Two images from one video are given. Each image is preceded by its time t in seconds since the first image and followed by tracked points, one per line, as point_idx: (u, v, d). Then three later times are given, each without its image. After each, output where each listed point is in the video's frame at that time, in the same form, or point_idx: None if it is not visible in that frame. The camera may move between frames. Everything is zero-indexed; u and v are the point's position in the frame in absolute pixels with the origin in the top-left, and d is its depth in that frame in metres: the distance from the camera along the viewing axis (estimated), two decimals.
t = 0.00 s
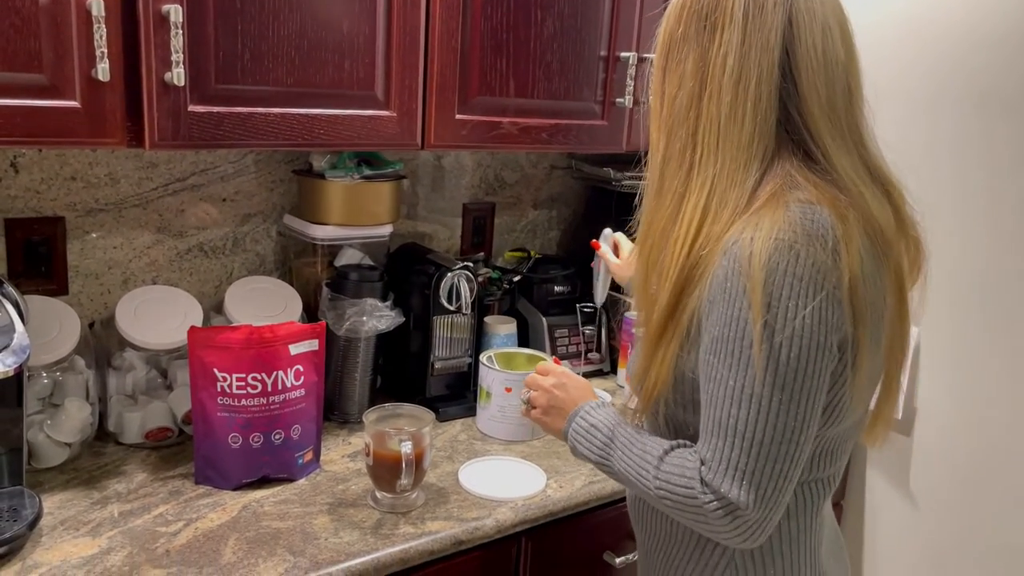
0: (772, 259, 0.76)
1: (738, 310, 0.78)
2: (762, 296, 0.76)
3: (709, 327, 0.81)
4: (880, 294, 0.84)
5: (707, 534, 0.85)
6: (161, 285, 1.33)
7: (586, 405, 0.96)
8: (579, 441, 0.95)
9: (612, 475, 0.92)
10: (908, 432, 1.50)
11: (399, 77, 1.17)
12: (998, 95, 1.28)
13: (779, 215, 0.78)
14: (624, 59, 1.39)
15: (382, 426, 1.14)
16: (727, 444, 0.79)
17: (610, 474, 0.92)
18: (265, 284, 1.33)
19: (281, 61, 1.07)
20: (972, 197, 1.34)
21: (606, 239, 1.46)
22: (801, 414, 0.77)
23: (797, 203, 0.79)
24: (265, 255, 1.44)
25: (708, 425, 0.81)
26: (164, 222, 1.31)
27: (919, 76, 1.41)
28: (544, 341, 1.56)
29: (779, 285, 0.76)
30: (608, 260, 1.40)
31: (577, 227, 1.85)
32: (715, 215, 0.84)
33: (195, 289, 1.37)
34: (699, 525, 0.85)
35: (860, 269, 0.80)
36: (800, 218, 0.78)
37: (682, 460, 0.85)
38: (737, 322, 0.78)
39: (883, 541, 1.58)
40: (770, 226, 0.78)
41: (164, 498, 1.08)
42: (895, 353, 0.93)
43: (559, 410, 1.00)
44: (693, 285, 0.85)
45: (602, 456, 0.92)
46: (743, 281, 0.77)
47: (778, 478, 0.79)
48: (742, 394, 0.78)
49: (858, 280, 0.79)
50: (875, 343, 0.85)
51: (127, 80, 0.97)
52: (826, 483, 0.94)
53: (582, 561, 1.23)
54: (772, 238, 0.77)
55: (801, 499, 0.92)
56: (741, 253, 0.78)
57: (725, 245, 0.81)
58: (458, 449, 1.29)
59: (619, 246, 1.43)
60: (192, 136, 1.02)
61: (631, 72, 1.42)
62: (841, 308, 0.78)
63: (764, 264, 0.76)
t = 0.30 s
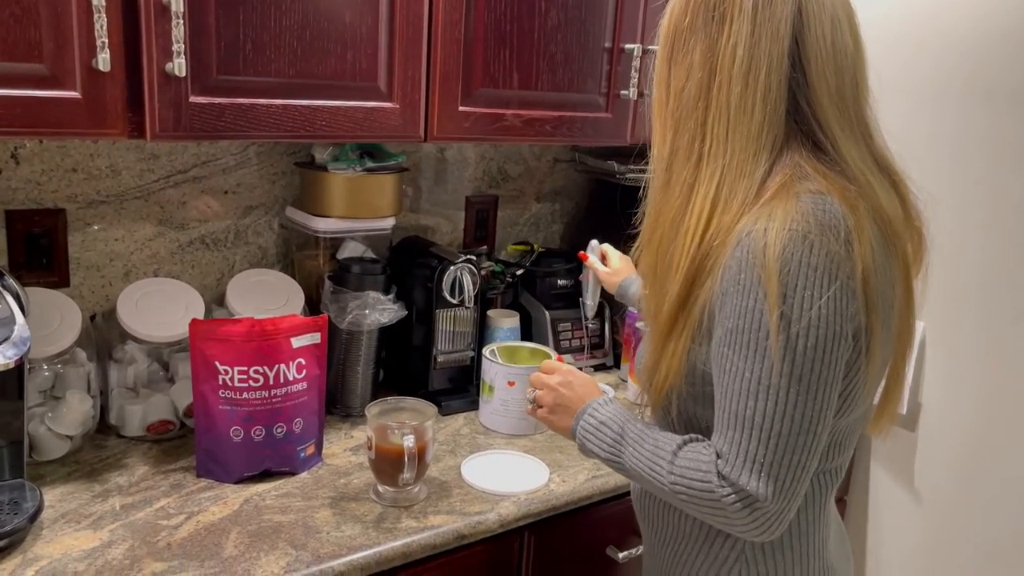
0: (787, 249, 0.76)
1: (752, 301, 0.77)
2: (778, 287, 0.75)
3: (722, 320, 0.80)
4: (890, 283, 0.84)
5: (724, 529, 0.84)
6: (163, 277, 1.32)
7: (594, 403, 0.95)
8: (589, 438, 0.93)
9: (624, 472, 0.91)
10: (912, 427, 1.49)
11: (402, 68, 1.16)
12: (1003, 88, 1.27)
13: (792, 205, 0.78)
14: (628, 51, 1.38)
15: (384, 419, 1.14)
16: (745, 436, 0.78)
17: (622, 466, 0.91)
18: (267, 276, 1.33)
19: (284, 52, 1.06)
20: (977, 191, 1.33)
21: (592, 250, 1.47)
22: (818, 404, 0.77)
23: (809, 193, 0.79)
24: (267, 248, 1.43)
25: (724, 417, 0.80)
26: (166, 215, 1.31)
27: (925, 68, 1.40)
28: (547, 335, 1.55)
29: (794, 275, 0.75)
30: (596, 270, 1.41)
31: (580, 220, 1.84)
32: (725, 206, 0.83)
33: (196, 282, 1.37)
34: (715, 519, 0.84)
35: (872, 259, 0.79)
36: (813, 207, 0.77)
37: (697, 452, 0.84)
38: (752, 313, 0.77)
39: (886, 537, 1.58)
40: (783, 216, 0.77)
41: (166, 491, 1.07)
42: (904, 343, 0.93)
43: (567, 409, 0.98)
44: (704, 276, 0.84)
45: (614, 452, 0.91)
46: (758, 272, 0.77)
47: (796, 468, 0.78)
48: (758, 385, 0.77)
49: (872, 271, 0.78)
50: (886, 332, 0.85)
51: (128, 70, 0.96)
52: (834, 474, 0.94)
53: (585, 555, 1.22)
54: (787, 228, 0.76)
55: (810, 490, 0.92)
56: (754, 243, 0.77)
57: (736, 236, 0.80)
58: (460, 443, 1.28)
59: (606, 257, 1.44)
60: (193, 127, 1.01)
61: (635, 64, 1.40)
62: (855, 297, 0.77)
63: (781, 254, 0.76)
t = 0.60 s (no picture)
0: (791, 244, 0.75)
1: (755, 296, 0.76)
2: (781, 281, 0.75)
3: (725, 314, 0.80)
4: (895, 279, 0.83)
5: (726, 527, 0.84)
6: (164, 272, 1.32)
7: (582, 412, 0.93)
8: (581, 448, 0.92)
9: (619, 477, 0.90)
10: (915, 423, 1.49)
11: (403, 62, 1.15)
12: (1007, 83, 1.26)
13: (794, 199, 0.77)
14: (631, 45, 1.37)
15: (385, 414, 1.14)
16: (748, 432, 0.78)
17: (618, 473, 0.89)
18: (268, 271, 1.32)
19: (284, 45, 1.05)
20: (981, 186, 1.32)
21: (590, 260, 1.47)
22: (822, 401, 0.76)
23: (814, 187, 0.78)
24: (268, 243, 1.42)
25: (727, 414, 0.79)
26: (166, 210, 1.30)
27: (929, 63, 1.38)
28: (549, 331, 1.54)
29: (798, 271, 0.75)
30: (597, 281, 1.43)
31: (582, 215, 1.84)
32: (732, 196, 0.82)
33: (197, 277, 1.36)
34: (717, 517, 0.83)
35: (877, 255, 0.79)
36: (818, 202, 0.77)
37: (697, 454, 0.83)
38: (754, 308, 0.76)
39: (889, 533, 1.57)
40: (788, 210, 0.77)
41: (167, 486, 1.07)
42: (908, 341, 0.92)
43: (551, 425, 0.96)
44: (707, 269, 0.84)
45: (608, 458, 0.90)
46: (762, 266, 0.76)
47: (799, 464, 0.78)
48: (760, 381, 0.76)
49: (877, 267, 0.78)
50: (891, 328, 0.84)
51: (128, 64, 0.96)
52: (836, 472, 0.93)
53: (587, 551, 1.22)
54: (791, 223, 0.76)
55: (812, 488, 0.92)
56: (761, 236, 0.77)
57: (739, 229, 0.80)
58: (462, 439, 1.28)
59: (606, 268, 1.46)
60: (193, 122, 1.00)
61: (638, 58, 1.40)
62: (859, 293, 0.77)
63: (784, 249, 0.75)
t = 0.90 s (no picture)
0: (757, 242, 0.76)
1: (715, 291, 0.77)
2: (742, 278, 0.75)
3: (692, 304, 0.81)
4: (880, 292, 0.83)
5: (643, 518, 0.85)
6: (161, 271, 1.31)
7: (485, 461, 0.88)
8: (494, 483, 0.88)
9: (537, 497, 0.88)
10: (914, 422, 1.49)
11: (402, 61, 1.15)
12: (1007, 81, 1.26)
13: (777, 203, 0.78)
14: (630, 43, 1.37)
15: (383, 414, 1.13)
16: (684, 421, 0.79)
17: (535, 495, 0.87)
18: (266, 270, 1.32)
19: (282, 44, 1.05)
20: (981, 185, 1.32)
21: (591, 260, 1.47)
22: (766, 402, 0.77)
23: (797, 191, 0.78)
24: (266, 242, 1.42)
25: (667, 401, 0.81)
26: (164, 209, 1.30)
27: (927, 61, 1.38)
28: (548, 330, 1.54)
29: (762, 272, 0.75)
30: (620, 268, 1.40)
31: (581, 214, 1.83)
32: (737, 190, 0.83)
33: (195, 276, 1.36)
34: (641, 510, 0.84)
35: (858, 263, 0.78)
36: (796, 205, 0.77)
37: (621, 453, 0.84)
38: (713, 302, 0.77)
39: (888, 532, 1.57)
40: (767, 211, 0.77)
41: (165, 486, 1.07)
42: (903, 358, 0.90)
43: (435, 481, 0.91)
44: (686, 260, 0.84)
45: (528, 472, 0.87)
46: (725, 261, 0.77)
47: (724, 460, 0.79)
48: (708, 374, 0.77)
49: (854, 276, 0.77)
50: (869, 341, 0.83)
51: (125, 62, 0.95)
52: (821, 484, 0.92)
53: (586, 550, 1.22)
54: (760, 222, 0.76)
55: (799, 495, 0.91)
56: (729, 233, 0.78)
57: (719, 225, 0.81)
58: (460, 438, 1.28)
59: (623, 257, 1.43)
60: (191, 120, 1.00)
61: (636, 57, 1.39)
62: (825, 303, 0.76)
63: (746, 246, 0.76)
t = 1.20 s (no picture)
0: (726, 240, 0.77)
1: (684, 289, 0.79)
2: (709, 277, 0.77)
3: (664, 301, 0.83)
4: (853, 294, 0.83)
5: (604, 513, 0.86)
6: (154, 274, 1.31)
7: (454, 465, 0.90)
8: (467, 489, 0.89)
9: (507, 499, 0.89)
10: (907, 422, 1.49)
11: (395, 64, 1.15)
12: (994, 83, 1.26)
13: (748, 202, 0.79)
14: (623, 46, 1.37)
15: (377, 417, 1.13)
16: (646, 416, 0.80)
17: (507, 497, 0.88)
18: (260, 273, 1.32)
19: (275, 46, 1.05)
20: (969, 187, 1.32)
21: (585, 262, 1.47)
22: (728, 401, 0.78)
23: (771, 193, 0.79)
24: (260, 245, 1.42)
25: (633, 397, 0.82)
26: (157, 212, 1.29)
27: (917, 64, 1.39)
28: (542, 332, 1.55)
29: (728, 271, 0.76)
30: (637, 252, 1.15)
31: (575, 216, 1.84)
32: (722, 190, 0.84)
33: (188, 279, 1.35)
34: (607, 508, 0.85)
35: (826, 264, 0.79)
36: (767, 206, 0.78)
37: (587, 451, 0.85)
38: (682, 301, 0.78)
39: (882, 532, 1.58)
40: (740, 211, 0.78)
41: (157, 490, 1.07)
42: (882, 365, 0.91)
43: (416, 480, 0.93)
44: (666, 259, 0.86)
45: (498, 475, 0.88)
46: (694, 260, 0.78)
47: (686, 457, 0.80)
48: (673, 371, 0.79)
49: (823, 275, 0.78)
50: (840, 345, 0.84)
51: (118, 65, 0.95)
52: (803, 487, 0.92)
53: (580, 552, 1.22)
54: (728, 223, 0.78)
55: (782, 498, 0.91)
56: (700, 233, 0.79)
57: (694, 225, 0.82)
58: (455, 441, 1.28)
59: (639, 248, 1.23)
60: (183, 123, 1.00)
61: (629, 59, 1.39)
62: (791, 302, 0.77)
63: (714, 245, 0.77)
